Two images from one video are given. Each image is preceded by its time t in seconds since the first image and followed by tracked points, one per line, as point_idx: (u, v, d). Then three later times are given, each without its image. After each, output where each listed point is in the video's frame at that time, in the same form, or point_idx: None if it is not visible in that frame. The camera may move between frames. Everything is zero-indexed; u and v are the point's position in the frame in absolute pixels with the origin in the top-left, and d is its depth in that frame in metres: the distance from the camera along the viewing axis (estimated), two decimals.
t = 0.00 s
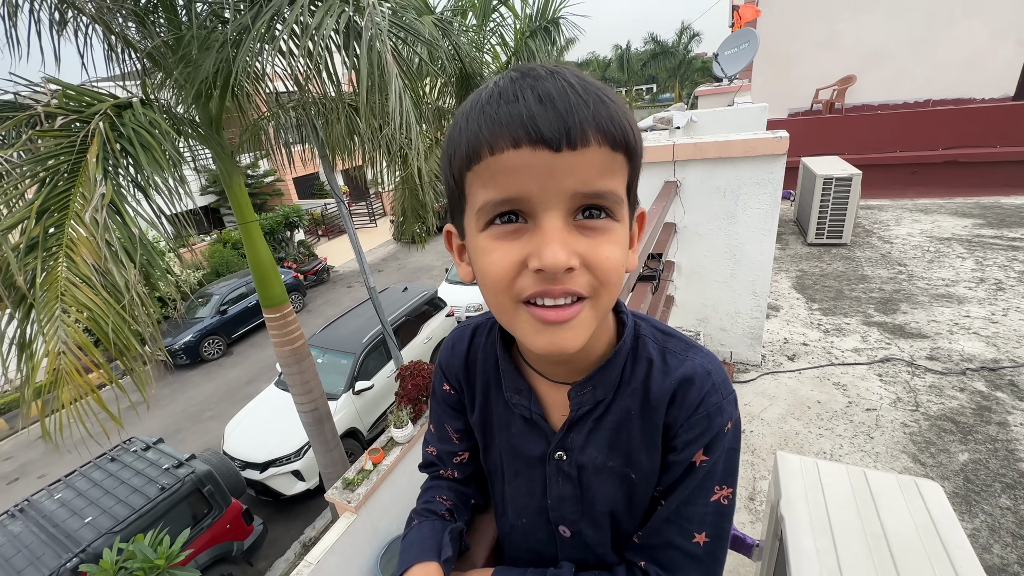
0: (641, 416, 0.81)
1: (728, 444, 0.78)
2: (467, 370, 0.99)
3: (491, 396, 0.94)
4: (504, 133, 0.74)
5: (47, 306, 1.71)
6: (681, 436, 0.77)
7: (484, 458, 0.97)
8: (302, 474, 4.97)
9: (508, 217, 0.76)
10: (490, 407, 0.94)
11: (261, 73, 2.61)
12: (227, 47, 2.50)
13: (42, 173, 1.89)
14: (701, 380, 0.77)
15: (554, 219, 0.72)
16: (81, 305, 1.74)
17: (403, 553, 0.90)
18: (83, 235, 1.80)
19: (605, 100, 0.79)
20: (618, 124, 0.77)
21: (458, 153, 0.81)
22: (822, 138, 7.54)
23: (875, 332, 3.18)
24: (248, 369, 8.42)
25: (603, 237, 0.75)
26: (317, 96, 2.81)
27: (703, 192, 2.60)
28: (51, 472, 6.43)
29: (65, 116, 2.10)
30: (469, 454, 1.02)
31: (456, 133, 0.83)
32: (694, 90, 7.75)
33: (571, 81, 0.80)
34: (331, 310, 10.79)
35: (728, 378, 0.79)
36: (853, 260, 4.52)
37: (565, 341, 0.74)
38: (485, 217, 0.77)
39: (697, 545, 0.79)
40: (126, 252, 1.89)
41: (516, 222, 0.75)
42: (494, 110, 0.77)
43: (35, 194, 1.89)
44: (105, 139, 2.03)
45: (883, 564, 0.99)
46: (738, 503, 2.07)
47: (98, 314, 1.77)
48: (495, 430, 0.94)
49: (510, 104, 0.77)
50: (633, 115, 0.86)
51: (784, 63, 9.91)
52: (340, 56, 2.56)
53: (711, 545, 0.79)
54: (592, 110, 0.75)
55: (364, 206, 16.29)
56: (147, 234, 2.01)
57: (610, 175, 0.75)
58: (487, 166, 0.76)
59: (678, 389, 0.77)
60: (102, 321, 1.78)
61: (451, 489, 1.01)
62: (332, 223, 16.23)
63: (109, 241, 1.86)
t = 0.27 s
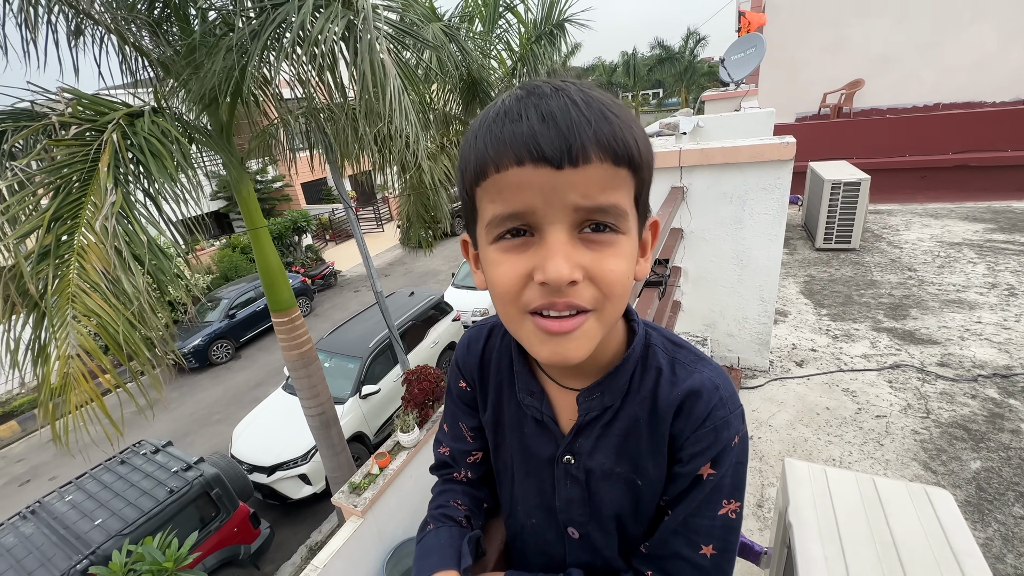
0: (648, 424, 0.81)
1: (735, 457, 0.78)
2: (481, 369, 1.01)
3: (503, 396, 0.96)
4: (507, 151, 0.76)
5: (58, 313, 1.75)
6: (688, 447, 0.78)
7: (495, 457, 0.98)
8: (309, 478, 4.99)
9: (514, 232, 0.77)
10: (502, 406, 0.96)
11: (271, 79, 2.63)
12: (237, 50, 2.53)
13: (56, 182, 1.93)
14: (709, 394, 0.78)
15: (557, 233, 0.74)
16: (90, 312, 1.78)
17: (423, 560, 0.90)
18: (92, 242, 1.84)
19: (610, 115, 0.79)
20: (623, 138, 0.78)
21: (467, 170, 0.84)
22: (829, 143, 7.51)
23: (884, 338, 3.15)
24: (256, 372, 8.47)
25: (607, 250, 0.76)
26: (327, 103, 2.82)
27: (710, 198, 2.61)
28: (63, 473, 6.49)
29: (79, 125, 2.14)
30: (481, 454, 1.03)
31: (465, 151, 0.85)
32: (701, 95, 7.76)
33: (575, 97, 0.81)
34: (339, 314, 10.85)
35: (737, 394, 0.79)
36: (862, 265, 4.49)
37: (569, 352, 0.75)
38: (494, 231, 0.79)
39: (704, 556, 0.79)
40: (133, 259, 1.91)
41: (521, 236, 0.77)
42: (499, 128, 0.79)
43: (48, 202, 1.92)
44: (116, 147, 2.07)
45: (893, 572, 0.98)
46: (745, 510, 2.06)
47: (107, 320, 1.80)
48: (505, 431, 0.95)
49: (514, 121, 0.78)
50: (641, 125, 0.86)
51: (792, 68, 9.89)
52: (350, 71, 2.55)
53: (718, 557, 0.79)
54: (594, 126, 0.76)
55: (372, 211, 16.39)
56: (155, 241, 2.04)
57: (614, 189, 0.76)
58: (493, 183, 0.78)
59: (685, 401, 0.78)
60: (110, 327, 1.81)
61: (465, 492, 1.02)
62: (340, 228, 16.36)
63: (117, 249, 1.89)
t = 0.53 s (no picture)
0: (653, 434, 0.82)
1: (741, 465, 0.78)
2: (482, 386, 1.02)
3: (506, 411, 0.97)
4: (517, 165, 0.77)
5: (73, 317, 1.79)
6: (693, 458, 0.78)
7: (501, 471, 1.00)
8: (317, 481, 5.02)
9: (521, 245, 0.78)
10: (505, 421, 0.97)
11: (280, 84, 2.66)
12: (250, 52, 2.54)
13: (72, 189, 1.97)
14: (712, 402, 0.78)
15: (565, 246, 0.75)
16: (103, 315, 1.82)
17: (431, 542, 0.95)
18: (107, 247, 1.88)
19: (617, 132, 0.81)
20: (629, 154, 0.80)
21: (474, 181, 0.84)
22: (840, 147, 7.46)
23: (895, 344, 3.12)
24: (265, 375, 8.54)
25: (613, 264, 0.77)
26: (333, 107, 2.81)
27: (717, 203, 2.60)
28: (76, 473, 6.57)
29: (95, 132, 2.19)
30: (486, 465, 1.05)
31: (472, 163, 0.86)
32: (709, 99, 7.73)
33: (583, 113, 0.83)
34: (347, 318, 10.91)
35: (740, 401, 0.80)
36: (872, 271, 4.45)
37: (575, 365, 0.76)
38: (501, 244, 0.80)
39: (711, 565, 0.80)
40: (146, 264, 1.95)
41: (529, 249, 0.78)
42: (508, 142, 0.80)
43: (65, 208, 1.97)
44: (130, 154, 2.11)
45: None
46: (754, 517, 2.05)
47: (119, 324, 1.84)
48: (510, 444, 0.96)
49: (523, 136, 0.80)
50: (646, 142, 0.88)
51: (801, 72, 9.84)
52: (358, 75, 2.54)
53: (725, 565, 0.80)
54: (602, 143, 0.78)
55: (381, 215, 16.49)
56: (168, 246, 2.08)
57: (621, 204, 0.78)
58: (502, 196, 0.79)
59: (690, 411, 0.78)
60: (122, 331, 1.84)
61: (474, 487, 1.05)
62: (348, 232, 16.49)
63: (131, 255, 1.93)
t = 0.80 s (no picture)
0: (655, 442, 0.81)
1: (746, 475, 0.77)
2: (486, 391, 1.03)
3: (509, 417, 0.97)
4: (511, 173, 0.78)
5: (89, 319, 1.82)
6: (696, 467, 0.78)
7: (506, 474, 1.00)
8: (324, 483, 5.03)
9: (517, 252, 0.79)
10: (509, 427, 0.98)
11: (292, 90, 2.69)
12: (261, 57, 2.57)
13: (90, 193, 2.02)
14: (715, 410, 0.77)
15: (559, 253, 0.75)
16: (119, 317, 1.84)
17: (433, 546, 0.95)
18: (123, 249, 1.91)
19: (611, 138, 0.81)
20: (623, 160, 0.79)
21: (472, 191, 0.86)
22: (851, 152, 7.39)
23: (909, 351, 3.07)
24: (274, 378, 8.60)
25: (609, 270, 0.77)
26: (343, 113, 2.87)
27: (727, 208, 2.59)
28: (89, 473, 6.65)
29: (112, 137, 2.23)
30: (493, 468, 1.05)
31: (470, 174, 0.88)
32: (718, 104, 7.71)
33: (577, 120, 0.83)
34: (356, 321, 10.98)
35: (744, 409, 0.79)
36: (885, 277, 4.39)
37: (572, 372, 0.76)
38: (498, 252, 0.81)
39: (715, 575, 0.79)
40: (161, 266, 1.98)
41: (524, 257, 0.78)
42: (503, 151, 0.81)
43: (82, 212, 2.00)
44: (146, 158, 2.15)
45: None
46: (764, 526, 2.02)
47: (134, 325, 1.87)
48: (514, 450, 0.97)
49: (518, 144, 0.81)
50: (642, 148, 0.87)
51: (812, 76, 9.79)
52: (367, 80, 2.59)
53: None
54: (595, 149, 0.78)
55: (390, 219, 16.61)
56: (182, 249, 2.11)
57: (616, 209, 0.77)
58: (497, 205, 0.80)
59: (692, 418, 0.78)
60: (138, 332, 1.87)
61: (479, 491, 1.05)
62: (358, 235, 16.62)
63: (148, 257, 1.96)
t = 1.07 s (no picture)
0: (664, 452, 0.80)
1: (756, 488, 0.76)
2: (496, 396, 1.02)
3: (518, 422, 0.97)
4: (493, 176, 0.80)
5: (106, 319, 1.84)
6: (705, 478, 0.76)
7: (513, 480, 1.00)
8: (330, 486, 5.04)
9: (508, 254, 0.78)
10: (517, 433, 0.97)
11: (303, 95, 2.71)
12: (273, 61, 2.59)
13: (105, 194, 2.04)
14: (726, 421, 0.76)
15: (548, 248, 0.74)
16: (135, 316, 1.87)
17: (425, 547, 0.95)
18: (139, 250, 1.93)
19: (588, 133, 0.82)
20: (600, 153, 0.80)
21: (461, 205, 0.87)
22: (862, 155, 7.32)
23: (922, 358, 3.02)
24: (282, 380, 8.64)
25: (601, 261, 0.75)
26: (350, 116, 2.89)
27: (736, 212, 2.57)
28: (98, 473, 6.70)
29: (126, 140, 2.26)
30: (500, 474, 1.04)
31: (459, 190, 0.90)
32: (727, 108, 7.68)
33: (553, 122, 0.85)
34: (362, 324, 11.02)
35: (759, 422, 0.77)
36: (897, 282, 4.34)
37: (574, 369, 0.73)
38: (490, 257, 0.81)
39: None
40: (176, 267, 2.00)
41: (516, 257, 0.78)
42: (484, 159, 0.83)
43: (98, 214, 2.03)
44: (160, 161, 2.17)
45: None
46: (774, 534, 1.99)
47: (150, 325, 1.89)
48: (522, 456, 0.96)
49: (497, 150, 0.82)
50: (620, 141, 0.88)
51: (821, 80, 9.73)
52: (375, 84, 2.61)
53: None
54: (570, 144, 0.79)
55: (397, 222, 16.70)
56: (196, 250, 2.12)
57: (599, 200, 0.77)
58: (484, 211, 0.80)
59: (703, 429, 0.76)
60: (154, 332, 1.90)
61: (482, 496, 1.05)
62: (365, 239, 16.71)
63: (162, 258, 1.98)
